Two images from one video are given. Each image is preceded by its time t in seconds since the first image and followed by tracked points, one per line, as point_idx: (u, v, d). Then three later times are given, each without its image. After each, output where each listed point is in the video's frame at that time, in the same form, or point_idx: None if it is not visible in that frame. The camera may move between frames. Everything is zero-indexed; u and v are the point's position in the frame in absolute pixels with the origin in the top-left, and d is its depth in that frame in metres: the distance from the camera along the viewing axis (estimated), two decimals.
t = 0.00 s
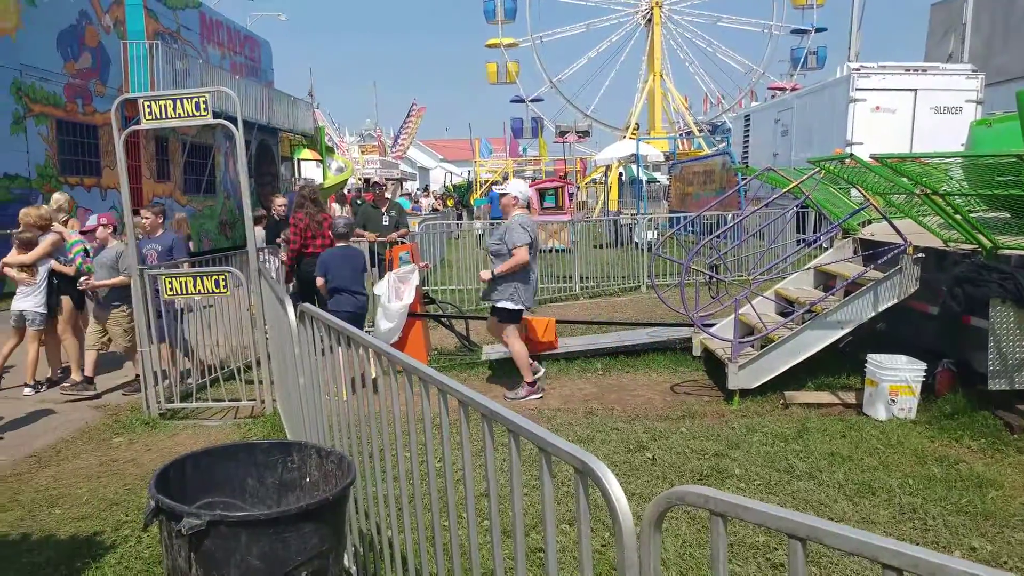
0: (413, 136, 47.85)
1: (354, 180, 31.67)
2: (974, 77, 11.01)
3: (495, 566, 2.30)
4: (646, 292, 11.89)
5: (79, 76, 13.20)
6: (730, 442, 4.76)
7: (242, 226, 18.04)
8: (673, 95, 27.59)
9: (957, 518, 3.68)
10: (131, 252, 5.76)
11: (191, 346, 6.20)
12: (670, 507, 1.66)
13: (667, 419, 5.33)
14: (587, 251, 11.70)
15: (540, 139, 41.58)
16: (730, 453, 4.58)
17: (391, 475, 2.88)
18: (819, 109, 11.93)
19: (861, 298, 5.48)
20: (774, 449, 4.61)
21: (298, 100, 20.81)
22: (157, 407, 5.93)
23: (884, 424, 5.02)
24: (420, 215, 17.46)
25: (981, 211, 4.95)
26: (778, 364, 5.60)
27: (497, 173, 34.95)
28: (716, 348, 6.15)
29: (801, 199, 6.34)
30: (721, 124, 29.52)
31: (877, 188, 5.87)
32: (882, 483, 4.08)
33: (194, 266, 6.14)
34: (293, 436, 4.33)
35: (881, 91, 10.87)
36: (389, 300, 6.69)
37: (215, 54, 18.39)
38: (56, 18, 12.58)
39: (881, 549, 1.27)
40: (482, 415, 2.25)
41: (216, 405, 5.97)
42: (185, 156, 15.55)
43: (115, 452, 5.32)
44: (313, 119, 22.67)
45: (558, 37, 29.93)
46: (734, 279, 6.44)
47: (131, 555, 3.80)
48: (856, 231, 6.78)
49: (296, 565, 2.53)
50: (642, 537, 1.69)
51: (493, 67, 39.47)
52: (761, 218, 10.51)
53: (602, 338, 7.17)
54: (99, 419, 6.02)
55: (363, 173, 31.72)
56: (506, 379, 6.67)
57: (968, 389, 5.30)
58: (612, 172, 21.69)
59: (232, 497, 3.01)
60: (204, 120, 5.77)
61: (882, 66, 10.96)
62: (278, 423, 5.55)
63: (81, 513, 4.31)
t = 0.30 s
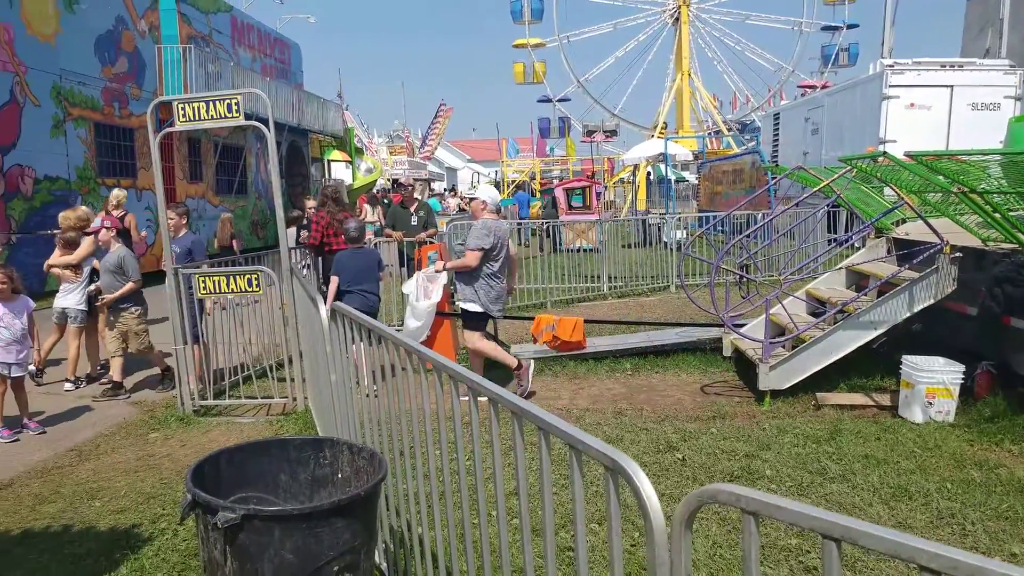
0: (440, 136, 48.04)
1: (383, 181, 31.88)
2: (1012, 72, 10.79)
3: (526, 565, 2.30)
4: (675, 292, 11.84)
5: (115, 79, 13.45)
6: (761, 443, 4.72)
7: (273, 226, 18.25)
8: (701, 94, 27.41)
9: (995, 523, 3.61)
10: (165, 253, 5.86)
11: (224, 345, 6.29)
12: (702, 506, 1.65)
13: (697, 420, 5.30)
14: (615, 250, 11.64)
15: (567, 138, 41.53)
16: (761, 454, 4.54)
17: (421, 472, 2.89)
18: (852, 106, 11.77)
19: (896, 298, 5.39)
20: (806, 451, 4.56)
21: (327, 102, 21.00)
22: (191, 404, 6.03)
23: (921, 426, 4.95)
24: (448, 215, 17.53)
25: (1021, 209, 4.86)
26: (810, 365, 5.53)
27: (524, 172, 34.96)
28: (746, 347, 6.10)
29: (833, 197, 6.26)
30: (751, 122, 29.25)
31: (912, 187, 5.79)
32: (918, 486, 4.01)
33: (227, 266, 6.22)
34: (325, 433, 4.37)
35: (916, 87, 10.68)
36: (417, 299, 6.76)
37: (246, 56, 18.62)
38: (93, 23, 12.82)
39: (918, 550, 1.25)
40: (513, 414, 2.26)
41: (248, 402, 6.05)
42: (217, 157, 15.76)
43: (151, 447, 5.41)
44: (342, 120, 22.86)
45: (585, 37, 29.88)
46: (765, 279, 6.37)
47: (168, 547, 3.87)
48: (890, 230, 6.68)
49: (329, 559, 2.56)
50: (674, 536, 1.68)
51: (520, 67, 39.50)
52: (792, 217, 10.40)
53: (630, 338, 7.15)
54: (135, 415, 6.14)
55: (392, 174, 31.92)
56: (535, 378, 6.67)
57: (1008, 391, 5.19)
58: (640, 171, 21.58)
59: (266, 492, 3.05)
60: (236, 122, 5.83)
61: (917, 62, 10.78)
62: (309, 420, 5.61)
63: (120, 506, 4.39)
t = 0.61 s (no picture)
0: (460, 134, 48.09)
1: (402, 180, 31.97)
2: None
3: (544, 562, 2.28)
4: (695, 290, 11.79)
5: (137, 79, 13.60)
6: (782, 442, 4.67)
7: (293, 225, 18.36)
8: (722, 91, 27.24)
9: None
10: (185, 251, 5.90)
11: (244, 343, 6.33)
12: (723, 503, 1.63)
13: (717, 419, 5.25)
14: (635, 249, 11.64)
15: (587, 137, 41.40)
16: (782, 454, 4.49)
17: (439, 470, 2.88)
18: (876, 102, 11.64)
19: (921, 296, 5.31)
20: (828, 450, 4.51)
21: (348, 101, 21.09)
22: (211, 402, 6.07)
23: (945, 426, 4.86)
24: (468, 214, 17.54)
25: None
26: (832, 363, 5.46)
27: (543, 170, 34.93)
28: (767, 346, 6.04)
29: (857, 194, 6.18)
30: (773, 119, 29.03)
31: (938, 184, 5.69)
32: (943, 486, 3.95)
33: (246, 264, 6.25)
34: (343, 430, 4.38)
35: (941, 83, 10.56)
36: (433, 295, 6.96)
37: (266, 55, 18.75)
38: (115, 23, 12.96)
39: (943, 549, 1.22)
40: (531, 411, 2.24)
41: (268, 400, 6.08)
42: (237, 156, 15.88)
43: (172, 445, 5.46)
44: (362, 119, 22.95)
45: (605, 34, 29.78)
46: (786, 277, 6.29)
47: (187, 544, 3.89)
48: (915, 227, 6.58)
49: (347, 558, 2.56)
50: (694, 534, 1.65)
51: (540, 65, 39.52)
52: (815, 215, 10.30)
53: (650, 338, 7.11)
54: (156, 413, 6.19)
55: (411, 172, 32.00)
56: (554, 376, 6.65)
57: None
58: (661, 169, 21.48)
59: (284, 490, 3.06)
60: (256, 120, 5.86)
61: (944, 57, 10.62)
62: (328, 418, 5.63)
63: (140, 503, 4.43)
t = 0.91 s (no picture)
0: (469, 131, 48.07)
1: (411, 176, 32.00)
2: None
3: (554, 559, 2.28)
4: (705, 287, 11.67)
5: (146, 76, 13.64)
6: (792, 439, 4.65)
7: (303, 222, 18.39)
8: (733, 88, 27.12)
9: None
10: (195, 248, 5.92)
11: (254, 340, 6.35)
12: (736, 501, 1.62)
13: (727, 416, 5.23)
14: (645, 245, 11.61)
15: (596, 133, 41.31)
16: (792, 451, 4.47)
17: (449, 468, 2.88)
18: (888, 98, 11.56)
19: (933, 293, 5.26)
20: (838, 447, 4.48)
21: (357, 97, 21.11)
22: (221, 399, 6.09)
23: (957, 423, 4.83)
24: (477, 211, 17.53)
25: None
26: (843, 360, 5.43)
27: (553, 167, 34.90)
28: (777, 343, 6.01)
29: (869, 191, 6.14)
30: (784, 115, 28.90)
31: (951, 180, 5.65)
32: (955, 484, 3.92)
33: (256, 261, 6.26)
34: (353, 427, 4.39)
35: (954, 78, 10.47)
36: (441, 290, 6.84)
37: (275, 52, 18.79)
38: (125, 21, 13.00)
39: (959, 548, 1.21)
40: (542, 408, 2.23)
41: (277, 397, 6.10)
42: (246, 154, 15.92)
43: (182, 442, 5.48)
44: (371, 116, 22.97)
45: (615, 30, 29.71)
46: (796, 274, 6.26)
47: (198, 541, 3.90)
48: (927, 224, 6.54)
49: (357, 555, 2.56)
50: (706, 532, 1.64)
51: (549, 61, 39.51)
52: (826, 212, 10.24)
53: (659, 335, 7.09)
54: (166, 410, 6.21)
55: (420, 169, 32.03)
56: (563, 374, 6.64)
57: None
58: (671, 165, 21.42)
59: (294, 486, 3.06)
60: (265, 117, 5.87)
61: (957, 53, 10.54)
62: (337, 415, 5.63)
63: (151, 500, 4.45)
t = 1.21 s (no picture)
0: (478, 120, 47.96)
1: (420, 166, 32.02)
2: None
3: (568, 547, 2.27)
4: (716, 277, 11.65)
5: (157, 69, 13.67)
6: (805, 427, 4.64)
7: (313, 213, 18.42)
8: (743, 75, 26.91)
9: None
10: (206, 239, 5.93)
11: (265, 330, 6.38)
12: (752, 490, 1.61)
13: (739, 405, 5.22)
14: (655, 235, 11.59)
15: (605, 121, 41.13)
16: (805, 439, 4.46)
17: (462, 456, 2.88)
18: (902, 84, 11.46)
19: (948, 281, 5.22)
20: (852, 436, 4.47)
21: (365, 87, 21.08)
22: (233, 388, 6.12)
23: (973, 412, 4.80)
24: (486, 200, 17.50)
25: None
26: (856, 349, 5.41)
27: (562, 156, 34.84)
28: (789, 331, 5.99)
29: (883, 178, 6.09)
30: (796, 102, 28.71)
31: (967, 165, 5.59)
32: (971, 473, 3.90)
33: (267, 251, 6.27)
34: (366, 416, 4.40)
35: (969, 63, 10.35)
36: (456, 284, 6.79)
37: (284, 43, 18.78)
38: (134, 13, 13.00)
39: (981, 538, 1.20)
40: (556, 396, 2.22)
41: (290, 386, 6.12)
42: (256, 144, 15.95)
43: (195, 431, 5.51)
44: (380, 106, 22.95)
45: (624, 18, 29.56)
46: (809, 262, 6.22)
47: (213, 528, 3.93)
48: (942, 211, 6.48)
49: (371, 542, 2.57)
50: (722, 521, 1.63)
51: (559, 49, 39.38)
52: (839, 199, 10.18)
53: (670, 324, 7.07)
54: (180, 399, 6.24)
55: (429, 159, 32.03)
56: (574, 363, 6.64)
57: None
58: (681, 153, 21.34)
59: (307, 474, 3.07)
60: (275, 108, 5.87)
61: (973, 37, 10.42)
62: (349, 404, 5.65)
63: (167, 488, 4.48)
